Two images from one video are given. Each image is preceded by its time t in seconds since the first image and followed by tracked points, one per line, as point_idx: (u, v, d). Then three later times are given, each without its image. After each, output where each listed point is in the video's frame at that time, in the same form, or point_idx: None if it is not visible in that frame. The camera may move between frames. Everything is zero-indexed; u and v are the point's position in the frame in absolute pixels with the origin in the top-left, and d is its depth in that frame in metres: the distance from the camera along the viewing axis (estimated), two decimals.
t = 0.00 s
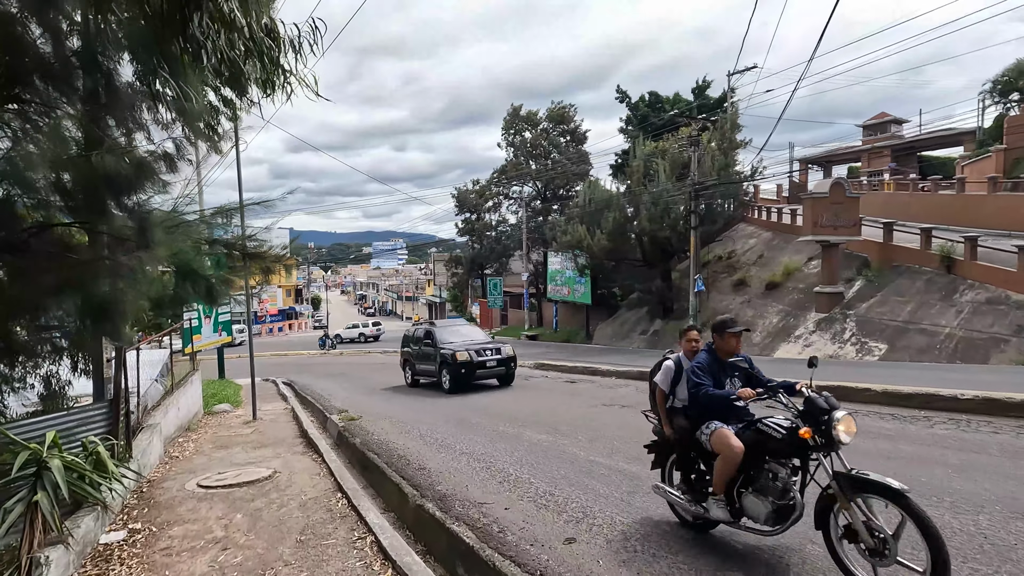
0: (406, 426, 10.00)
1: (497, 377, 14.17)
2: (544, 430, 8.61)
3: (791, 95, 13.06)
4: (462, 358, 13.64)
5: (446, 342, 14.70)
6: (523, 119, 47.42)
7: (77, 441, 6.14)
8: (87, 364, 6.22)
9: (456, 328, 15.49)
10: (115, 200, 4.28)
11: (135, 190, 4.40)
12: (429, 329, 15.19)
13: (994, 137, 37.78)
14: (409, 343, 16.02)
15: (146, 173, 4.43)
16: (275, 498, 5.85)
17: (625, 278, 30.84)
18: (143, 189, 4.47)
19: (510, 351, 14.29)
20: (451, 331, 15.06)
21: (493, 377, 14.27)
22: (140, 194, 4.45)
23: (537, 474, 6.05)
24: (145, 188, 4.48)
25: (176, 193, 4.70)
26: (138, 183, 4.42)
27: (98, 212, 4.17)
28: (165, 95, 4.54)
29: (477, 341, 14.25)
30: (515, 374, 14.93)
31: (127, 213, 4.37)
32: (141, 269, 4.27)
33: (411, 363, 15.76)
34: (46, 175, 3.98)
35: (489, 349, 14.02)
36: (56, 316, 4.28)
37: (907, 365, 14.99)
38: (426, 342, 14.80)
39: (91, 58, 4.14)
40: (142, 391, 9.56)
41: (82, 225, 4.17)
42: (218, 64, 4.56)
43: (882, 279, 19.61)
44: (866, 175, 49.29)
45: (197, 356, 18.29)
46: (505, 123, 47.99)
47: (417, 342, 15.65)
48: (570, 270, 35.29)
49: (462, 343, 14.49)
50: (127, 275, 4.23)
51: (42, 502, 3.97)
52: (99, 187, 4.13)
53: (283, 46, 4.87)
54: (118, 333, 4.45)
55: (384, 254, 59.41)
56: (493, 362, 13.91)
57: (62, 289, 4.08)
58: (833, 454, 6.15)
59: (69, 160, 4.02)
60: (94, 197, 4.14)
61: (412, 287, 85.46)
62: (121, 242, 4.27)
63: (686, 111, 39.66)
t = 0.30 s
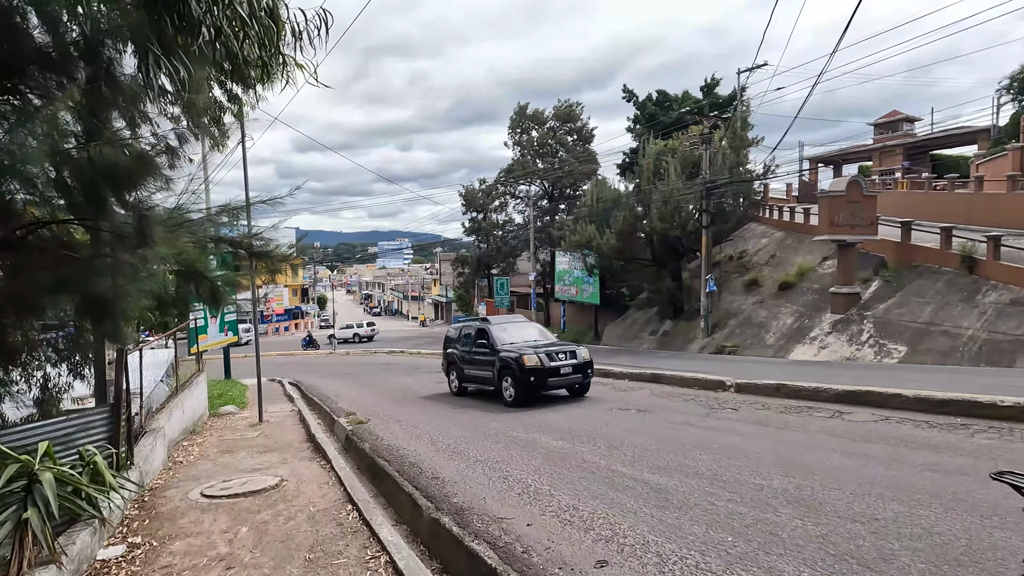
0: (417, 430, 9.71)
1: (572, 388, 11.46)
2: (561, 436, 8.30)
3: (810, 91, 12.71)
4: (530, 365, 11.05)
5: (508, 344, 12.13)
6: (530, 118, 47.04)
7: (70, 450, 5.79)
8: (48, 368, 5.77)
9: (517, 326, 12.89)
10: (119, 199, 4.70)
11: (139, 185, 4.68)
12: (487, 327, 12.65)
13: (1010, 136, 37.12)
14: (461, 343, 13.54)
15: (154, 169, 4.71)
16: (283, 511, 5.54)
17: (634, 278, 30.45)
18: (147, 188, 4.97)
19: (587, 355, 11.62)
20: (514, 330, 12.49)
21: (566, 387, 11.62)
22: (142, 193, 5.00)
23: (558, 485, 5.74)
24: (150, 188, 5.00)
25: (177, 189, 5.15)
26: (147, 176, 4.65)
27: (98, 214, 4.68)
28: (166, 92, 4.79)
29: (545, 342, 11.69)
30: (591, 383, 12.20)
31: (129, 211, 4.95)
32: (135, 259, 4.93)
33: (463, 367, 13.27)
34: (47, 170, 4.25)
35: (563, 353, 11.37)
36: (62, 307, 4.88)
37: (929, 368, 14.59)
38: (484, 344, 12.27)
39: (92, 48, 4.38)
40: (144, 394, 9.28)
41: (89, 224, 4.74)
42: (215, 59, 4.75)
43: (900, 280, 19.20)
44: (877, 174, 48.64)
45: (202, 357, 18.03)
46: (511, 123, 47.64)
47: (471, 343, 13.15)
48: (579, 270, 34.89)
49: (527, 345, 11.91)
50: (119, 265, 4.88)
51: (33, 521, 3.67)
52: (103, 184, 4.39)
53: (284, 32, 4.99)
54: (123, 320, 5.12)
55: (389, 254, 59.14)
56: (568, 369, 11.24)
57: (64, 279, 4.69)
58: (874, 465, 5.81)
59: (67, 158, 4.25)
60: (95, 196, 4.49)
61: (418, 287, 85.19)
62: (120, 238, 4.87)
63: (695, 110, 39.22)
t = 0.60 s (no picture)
0: (426, 430, 9.38)
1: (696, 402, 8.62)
2: (578, 438, 7.94)
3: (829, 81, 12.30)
4: (646, 369, 8.26)
5: (603, 342, 9.34)
6: (536, 115, 46.60)
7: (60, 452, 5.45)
8: (35, 364, 5.33)
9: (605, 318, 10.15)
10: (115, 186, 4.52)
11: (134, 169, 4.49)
12: (571, 322, 9.90)
13: None
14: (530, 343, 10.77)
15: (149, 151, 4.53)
16: (288, 517, 5.22)
17: (643, 275, 30.03)
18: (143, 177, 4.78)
19: (712, 357, 8.82)
20: (607, 325, 9.76)
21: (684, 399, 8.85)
22: (139, 182, 4.82)
23: (581, 491, 5.39)
24: (147, 177, 4.83)
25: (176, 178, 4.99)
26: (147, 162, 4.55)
27: (93, 204, 4.56)
28: (163, 80, 4.79)
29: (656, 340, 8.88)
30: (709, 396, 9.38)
31: (128, 202, 4.84)
32: (132, 250, 4.71)
33: (536, 372, 10.44)
34: (36, 157, 4.11)
35: (684, 354, 8.59)
36: (59, 304, 4.75)
37: (952, 368, 14.16)
38: (572, 342, 9.47)
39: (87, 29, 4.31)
40: (145, 393, 8.97)
41: (85, 215, 4.62)
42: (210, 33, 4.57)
43: (918, 277, 18.76)
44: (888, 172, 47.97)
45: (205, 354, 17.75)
46: (517, 120, 47.21)
47: (543, 342, 10.46)
48: (586, 268, 34.48)
49: (629, 343, 9.16)
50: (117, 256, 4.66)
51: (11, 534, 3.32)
52: (94, 167, 4.28)
53: None
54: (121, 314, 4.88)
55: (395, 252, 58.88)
56: (692, 376, 8.46)
57: (60, 273, 4.55)
58: (918, 470, 5.44)
59: (68, 148, 4.23)
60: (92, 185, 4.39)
61: (423, 286, 84.90)
62: (115, 228, 4.69)
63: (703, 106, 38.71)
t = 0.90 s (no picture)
0: (438, 435, 9.07)
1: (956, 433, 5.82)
2: (598, 445, 7.60)
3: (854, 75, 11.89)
4: (896, 388, 5.40)
5: (791, 343, 6.51)
6: (544, 114, 46.20)
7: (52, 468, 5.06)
8: (38, 366, 5.04)
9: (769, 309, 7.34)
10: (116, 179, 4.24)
11: (135, 161, 4.22)
12: (725, 316, 7.11)
13: None
14: (653, 348, 7.96)
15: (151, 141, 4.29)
16: (297, 534, 4.88)
17: (653, 276, 29.61)
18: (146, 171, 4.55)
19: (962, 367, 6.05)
20: (776, 318, 6.97)
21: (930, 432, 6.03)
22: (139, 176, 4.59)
23: (610, 507, 5.05)
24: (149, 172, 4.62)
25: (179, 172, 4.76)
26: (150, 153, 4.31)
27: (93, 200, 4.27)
28: (167, 73, 4.72)
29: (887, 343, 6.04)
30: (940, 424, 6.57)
31: (132, 199, 4.64)
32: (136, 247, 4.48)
33: (668, 387, 7.63)
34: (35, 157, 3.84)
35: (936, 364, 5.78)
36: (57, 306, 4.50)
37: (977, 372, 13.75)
38: (740, 344, 6.66)
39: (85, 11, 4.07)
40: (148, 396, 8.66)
41: (86, 211, 4.36)
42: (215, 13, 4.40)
43: (939, 278, 18.28)
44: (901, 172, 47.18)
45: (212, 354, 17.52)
46: (525, 119, 46.82)
47: (674, 339, 7.71)
48: (595, 268, 34.08)
49: (833, 345, 6.34)
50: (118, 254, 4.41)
51: None
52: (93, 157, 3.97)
53: None
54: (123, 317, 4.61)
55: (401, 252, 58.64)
56: (956, 397, 5.65)
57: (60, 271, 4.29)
58: (969, 485, 5.08)
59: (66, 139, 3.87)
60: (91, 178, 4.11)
61: (429, 286, 84.70)
62: (116, 224, 4.41)
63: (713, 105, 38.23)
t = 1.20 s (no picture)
0: (452, 436, 8.73)
1: None
2: (622, 448, 7.25)
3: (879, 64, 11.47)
4: None
5: None
6: (550, 111, 45.75)
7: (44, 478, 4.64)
8: (37, 363, 4.71)
9: None
10: (117, 163, 4.08)
11: (135, 141, 4.07)
12: None
13: None
14: (928, 346, 5.39)
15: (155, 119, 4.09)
16: (308, 543, 4.53)
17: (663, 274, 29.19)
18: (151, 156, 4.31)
19: None
20: None
21: None
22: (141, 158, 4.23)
23: (645, 515, 4.70)
24: (155, 157, 4.35)
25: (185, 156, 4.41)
26: (154, 136, 4.16)
27: (92, 186, 4.06)
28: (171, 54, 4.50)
29: None
30: None
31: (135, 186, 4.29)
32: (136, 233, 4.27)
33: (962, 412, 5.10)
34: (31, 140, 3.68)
35: None
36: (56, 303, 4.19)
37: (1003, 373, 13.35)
38: None
39: None
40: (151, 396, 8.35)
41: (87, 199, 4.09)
42: None
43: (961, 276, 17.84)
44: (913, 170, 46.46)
45: (218, 352, 17.24)
46: (531, 116, 46.41)
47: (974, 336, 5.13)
48: (602, 266, 33.68)
49: None
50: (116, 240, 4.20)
51: None
52: (93, 136, 3.85)
53: None
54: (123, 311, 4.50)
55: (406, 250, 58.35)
56: None
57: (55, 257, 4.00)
58: None
59: (67, 120, 3.76)
60: (91, 159, 3.97)
61: (434, 285, 84.41)
62: (118, 211, 4.18)
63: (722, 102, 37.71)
